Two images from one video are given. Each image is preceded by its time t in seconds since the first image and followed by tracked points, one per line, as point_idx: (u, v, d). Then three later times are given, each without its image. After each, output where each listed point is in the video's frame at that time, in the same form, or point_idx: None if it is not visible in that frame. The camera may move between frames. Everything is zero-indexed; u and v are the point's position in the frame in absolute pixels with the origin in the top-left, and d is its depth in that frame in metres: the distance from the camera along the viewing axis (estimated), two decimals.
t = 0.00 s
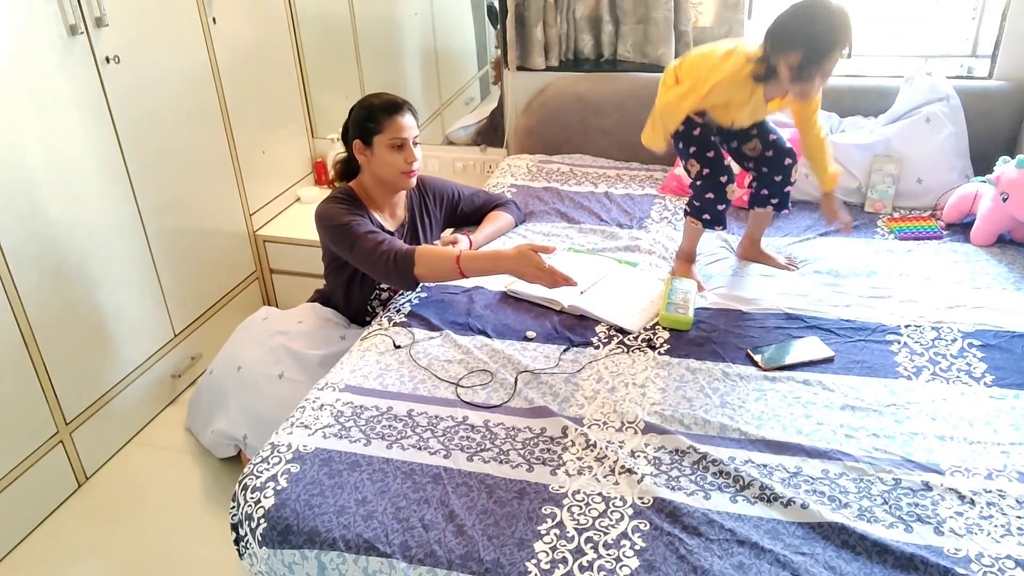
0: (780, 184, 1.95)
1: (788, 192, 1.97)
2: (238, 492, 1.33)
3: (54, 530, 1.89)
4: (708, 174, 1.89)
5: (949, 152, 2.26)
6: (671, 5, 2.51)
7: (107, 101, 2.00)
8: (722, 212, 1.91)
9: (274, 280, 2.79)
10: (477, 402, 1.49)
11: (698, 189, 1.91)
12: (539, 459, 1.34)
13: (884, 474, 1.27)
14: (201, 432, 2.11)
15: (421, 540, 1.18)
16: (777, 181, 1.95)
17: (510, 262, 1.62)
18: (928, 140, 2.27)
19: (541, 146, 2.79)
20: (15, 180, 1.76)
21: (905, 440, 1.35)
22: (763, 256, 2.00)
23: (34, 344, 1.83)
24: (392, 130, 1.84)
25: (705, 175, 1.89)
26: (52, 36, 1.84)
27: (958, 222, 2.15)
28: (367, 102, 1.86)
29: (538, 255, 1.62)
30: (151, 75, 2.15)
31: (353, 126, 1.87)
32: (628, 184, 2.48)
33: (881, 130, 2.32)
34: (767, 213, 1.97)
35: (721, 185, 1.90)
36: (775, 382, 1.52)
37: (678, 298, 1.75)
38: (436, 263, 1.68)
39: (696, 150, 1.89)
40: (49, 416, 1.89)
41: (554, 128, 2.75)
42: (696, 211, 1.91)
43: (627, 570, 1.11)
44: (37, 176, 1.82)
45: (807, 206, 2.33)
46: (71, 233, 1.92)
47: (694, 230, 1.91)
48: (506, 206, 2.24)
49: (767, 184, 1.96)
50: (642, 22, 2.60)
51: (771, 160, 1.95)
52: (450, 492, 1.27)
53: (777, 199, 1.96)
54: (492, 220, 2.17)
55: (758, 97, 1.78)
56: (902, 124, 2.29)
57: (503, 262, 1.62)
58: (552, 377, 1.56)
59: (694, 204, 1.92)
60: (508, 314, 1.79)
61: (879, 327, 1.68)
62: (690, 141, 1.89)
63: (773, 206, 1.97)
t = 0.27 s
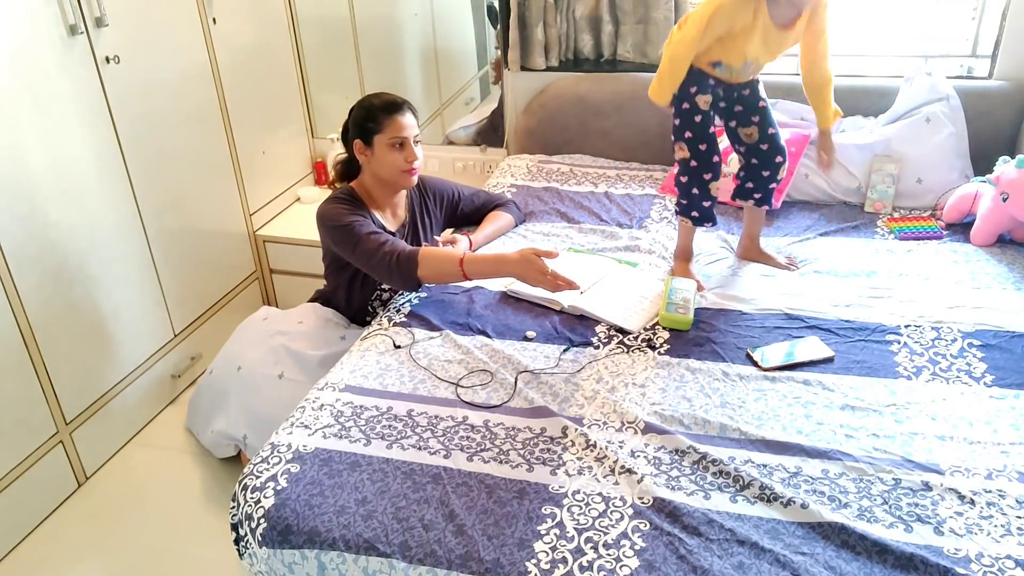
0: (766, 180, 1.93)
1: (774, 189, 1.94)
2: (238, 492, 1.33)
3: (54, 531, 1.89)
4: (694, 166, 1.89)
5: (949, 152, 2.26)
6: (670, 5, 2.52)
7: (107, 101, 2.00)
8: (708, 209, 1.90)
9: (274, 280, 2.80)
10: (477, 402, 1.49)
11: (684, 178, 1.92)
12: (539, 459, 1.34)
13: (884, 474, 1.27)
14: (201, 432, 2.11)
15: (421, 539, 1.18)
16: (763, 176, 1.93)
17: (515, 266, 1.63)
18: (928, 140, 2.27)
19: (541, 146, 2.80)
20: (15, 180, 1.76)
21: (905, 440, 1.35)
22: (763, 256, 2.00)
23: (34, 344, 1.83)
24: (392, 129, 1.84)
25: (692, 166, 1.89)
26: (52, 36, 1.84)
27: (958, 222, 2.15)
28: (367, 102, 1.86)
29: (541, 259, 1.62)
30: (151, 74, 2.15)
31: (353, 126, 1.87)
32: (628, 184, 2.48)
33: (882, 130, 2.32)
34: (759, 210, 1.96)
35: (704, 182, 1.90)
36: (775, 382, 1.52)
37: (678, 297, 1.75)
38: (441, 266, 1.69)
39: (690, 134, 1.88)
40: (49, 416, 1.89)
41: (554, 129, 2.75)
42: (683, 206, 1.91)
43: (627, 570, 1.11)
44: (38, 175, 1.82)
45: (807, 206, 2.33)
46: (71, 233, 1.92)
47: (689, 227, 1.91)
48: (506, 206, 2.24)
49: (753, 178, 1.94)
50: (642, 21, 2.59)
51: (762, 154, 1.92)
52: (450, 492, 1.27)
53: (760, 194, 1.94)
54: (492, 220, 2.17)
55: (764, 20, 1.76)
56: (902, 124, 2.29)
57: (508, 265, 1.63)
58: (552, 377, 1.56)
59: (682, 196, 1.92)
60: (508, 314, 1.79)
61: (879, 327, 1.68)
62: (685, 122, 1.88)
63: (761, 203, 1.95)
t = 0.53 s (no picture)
0: (758, 178, 1.95)
1: (767, 186, 1.97)
2: (238, 492, 1.33)
3: (53, 531, 1.89)
4: (686, 159, 1.89)
5: (949, 153, 2.26)
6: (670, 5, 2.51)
7: (107, 101, 2.00)
8: (697, 202, 1.90)
9: (274, 280, 2.80)
10: (477, 402, 1.49)
11: (676, 170, 1.91)
12: (539, 459, 1.34)
13: (884, 474, 1.27)
14: (201, 432, 2.11)
15: (421, 540, 1.18)
16: (756, 174, 1.95)
17: (518, 264, 1.63)
18: (928, 141, 2.27)
19: (541, 146, 2.80)
20: (15, 180, 1.76)
21: (905, 440, 1.35)
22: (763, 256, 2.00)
23: (34, 344, 1.83)
24: (394, 128, 1.84)
25: (683, 159, 1.90)
26: (52, 36, 1.84)
27: (958, 222, 2.15)
28: (369, 101, 1.86)
29: (544, 257, 1.62)
30: (151, 74, 2.15)
31: (354, 125, 1.87)
32: (628, 184, 2.48)
33: (882, 130, 2.32)
34: (753, 207, 1.97)
35: (693, 176, 1.90)
36: (775, 382, 1.52)
37: (679, 297, 1.75)
38: (442, 266, 1.70)
39: (686, 124, 1.87)
40: (48, 416, 1.89)
41: (554, 129, 2.75)
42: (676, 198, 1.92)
43: (627, 570, 1.11)
44: (37, 176, 1.82)
45: (807, 206, 2.33)
46: (71, 233, 1.92)
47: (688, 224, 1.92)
48: (506, 206, 2.24)
49: (746, 175, 1.96)
50: (642, 21, 2.59)
51: (757, 152, 1.93)
52: (450, 493, 1.26)
53: (752, 190, 1.96)
54: (492, 219, 2.17)
55: None
56: (902, 124, 2.29)
57: (511, 265, 1.63)
58: (552, 377, 1.56)
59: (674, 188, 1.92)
60: (508, 314, 1.79)
61: (879, 327, 1.68)
62: (683, 114, 1.88)
63: (752, 200, 1.96)
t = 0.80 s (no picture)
0: (746, 182, 1.91)
1: (756, 190, 1.92)
2: (238, 492, 1.33)
3: (53, 531, 1.89)
4: (671, 173, 1.89)
5: (949, 153, 2.26)
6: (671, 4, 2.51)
7: (107, 101, 2.00)
8: (684, 216, 1.91)
9: (274, 280, 2.80)
10: (477, 402, 1.49)
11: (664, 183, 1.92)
12: (539, 459, 1.34)
13: (884, 474, 1.27)
14: (201, 432, 2.11)
15: (421, 540, 1.18)
16: (744, 178, 1.91)
17: (519, 263, 1.62)
18: (928, 141, 2.27)
19: (541, 146, 2.80)
20: (15, 180, 1.76)
21: (905, 440, 1.35)
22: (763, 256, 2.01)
23: (34, 344, 1.83)
24: (396, 128, 1.84)
25: (669, 173, 1.90)
26: (52, 36, 1.84)
27: (958, 222, 2.15)
28: (371, 100, 1.86)
29: (546, 257, 1.62)
30: (151, 74, 2.15)
31: (356, 125, 1.87)
32: (628, 184, 2.48)
33: (882, 131, 2.32)
34: (749, 213, 1.96)
35: (679, 189, 1.90)
36: (776, 382, 1.52)
37: (679, 298, 1.75)
38: (442, 266, 1.69)
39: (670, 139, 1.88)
40: (48, 417, 1.89)
41: (554, 129, 2.75)
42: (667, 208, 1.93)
43: (627, 570, 1.11)
44: (37, 175, 1.82)
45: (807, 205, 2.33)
46: (70, 233, 1.92)
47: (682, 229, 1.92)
48: (507, 206, 2.24)
49: (734, 178, 1.93)
50: (642, 21, 2.58)
51: (743, 159, 1.89)
52: (450, 493, 1.26)
53: (742, 196, 1.92)
54: (492, 219, 2.17)
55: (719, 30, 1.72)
56: (902, 124, 2.29)
57: (512, 265, 1.63)
58: (552, 377, 1.56)
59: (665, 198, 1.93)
60: (508, 314, 1.79)
61: (879, 327, 1.68)
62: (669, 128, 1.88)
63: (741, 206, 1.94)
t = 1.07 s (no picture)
0: (738, 190, 1.87)
1: (750, 198, 1.88)
2: (238, 492, 1.33)
3: (53, 531, 1.89)
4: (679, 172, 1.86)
5: (949, 154, 2.25)
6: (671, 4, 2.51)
7: (107, 101, 2.00)
8: (686, 214, 1.89)
9: (274, 280, 2.80)
10: (477, 402, 1.49)
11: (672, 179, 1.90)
12: (539, 459, 1.34)
13: (884, 474, 1.27)
14: (201, 432, 2.12)
15: (420, 540, 1.18)
16: (735, 186, 1.88)
17: (520, 269, 1.64)
18: (928, 141, 2.27)
19: (541, 146, 2.80)
20: (15, 180, 1.76)
21: (905, 440, 1.35)
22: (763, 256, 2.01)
23: (34, 344, 1.83)
24: (397, 128, 1.84)
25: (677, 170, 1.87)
26: (52, 36, 1.84)
27: (958, 223, 2.15)
28: (371, 101, 1.86)
29: (547, 262, 1.63)
30: (151, 74, 2.15)
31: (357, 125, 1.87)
32: (628, 184, 2.48)
33: (882, 131, 2.32)
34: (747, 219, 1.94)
35: (683, 188, 1.88)
36: (775, 382, 1.52)
37: (679, 298, 1.75)
38: (443, 268, 1.70)
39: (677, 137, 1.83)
40: (48, 417, 1.89)
41: (554, 129, 2.75)
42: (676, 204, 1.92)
43: (627, 570, 1.11)
44: (37, 176, 1.82)
45: (807, 205, 2.33)
46: (70, 233, 1.92)
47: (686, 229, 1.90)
48: (506, 206, 2.24)
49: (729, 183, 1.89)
50: (642, 21, 2.58)
51: (734, 167, 1.85)
52: (449, 494, 1.26)
53: (735, 204, 1.89)
54: (492, 219, 2.17)
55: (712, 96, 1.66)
56: (902, 124, 2.29)
57: (512, 268, 1.64)
58: (552, 377, 1.56)
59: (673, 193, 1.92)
60: (508, 314, 1.79)
61: (879, 327, 1.68)
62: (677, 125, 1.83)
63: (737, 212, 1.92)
